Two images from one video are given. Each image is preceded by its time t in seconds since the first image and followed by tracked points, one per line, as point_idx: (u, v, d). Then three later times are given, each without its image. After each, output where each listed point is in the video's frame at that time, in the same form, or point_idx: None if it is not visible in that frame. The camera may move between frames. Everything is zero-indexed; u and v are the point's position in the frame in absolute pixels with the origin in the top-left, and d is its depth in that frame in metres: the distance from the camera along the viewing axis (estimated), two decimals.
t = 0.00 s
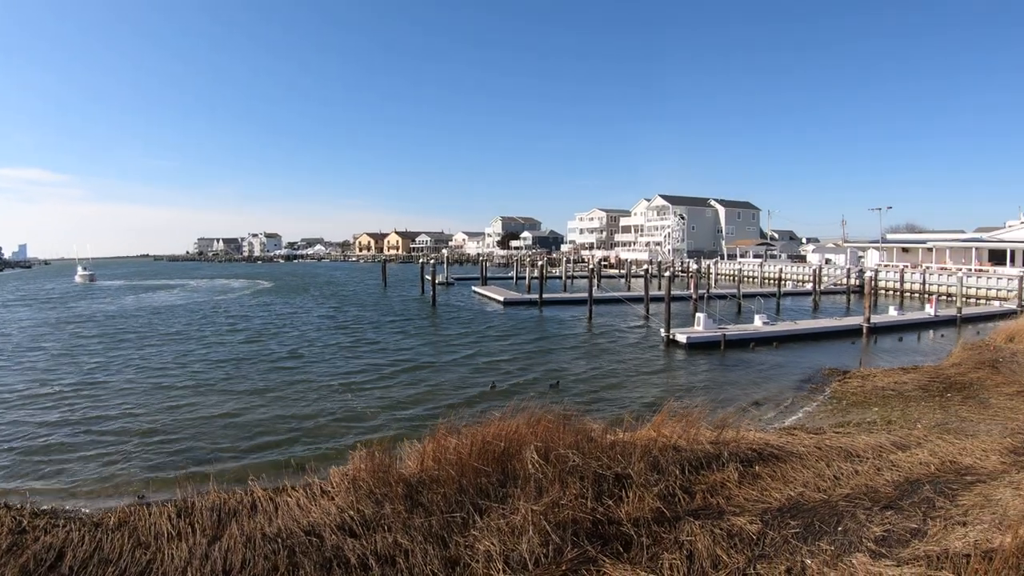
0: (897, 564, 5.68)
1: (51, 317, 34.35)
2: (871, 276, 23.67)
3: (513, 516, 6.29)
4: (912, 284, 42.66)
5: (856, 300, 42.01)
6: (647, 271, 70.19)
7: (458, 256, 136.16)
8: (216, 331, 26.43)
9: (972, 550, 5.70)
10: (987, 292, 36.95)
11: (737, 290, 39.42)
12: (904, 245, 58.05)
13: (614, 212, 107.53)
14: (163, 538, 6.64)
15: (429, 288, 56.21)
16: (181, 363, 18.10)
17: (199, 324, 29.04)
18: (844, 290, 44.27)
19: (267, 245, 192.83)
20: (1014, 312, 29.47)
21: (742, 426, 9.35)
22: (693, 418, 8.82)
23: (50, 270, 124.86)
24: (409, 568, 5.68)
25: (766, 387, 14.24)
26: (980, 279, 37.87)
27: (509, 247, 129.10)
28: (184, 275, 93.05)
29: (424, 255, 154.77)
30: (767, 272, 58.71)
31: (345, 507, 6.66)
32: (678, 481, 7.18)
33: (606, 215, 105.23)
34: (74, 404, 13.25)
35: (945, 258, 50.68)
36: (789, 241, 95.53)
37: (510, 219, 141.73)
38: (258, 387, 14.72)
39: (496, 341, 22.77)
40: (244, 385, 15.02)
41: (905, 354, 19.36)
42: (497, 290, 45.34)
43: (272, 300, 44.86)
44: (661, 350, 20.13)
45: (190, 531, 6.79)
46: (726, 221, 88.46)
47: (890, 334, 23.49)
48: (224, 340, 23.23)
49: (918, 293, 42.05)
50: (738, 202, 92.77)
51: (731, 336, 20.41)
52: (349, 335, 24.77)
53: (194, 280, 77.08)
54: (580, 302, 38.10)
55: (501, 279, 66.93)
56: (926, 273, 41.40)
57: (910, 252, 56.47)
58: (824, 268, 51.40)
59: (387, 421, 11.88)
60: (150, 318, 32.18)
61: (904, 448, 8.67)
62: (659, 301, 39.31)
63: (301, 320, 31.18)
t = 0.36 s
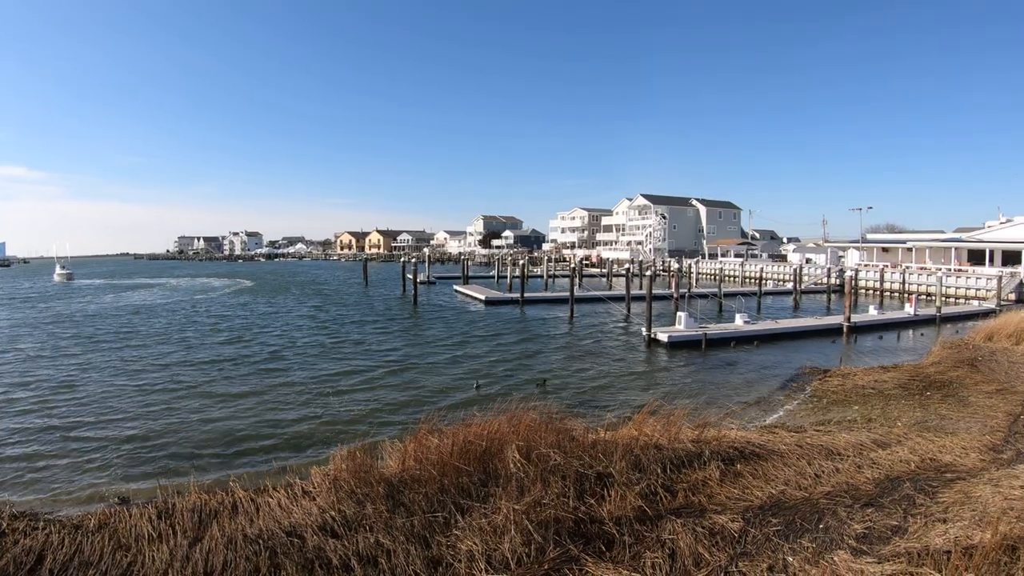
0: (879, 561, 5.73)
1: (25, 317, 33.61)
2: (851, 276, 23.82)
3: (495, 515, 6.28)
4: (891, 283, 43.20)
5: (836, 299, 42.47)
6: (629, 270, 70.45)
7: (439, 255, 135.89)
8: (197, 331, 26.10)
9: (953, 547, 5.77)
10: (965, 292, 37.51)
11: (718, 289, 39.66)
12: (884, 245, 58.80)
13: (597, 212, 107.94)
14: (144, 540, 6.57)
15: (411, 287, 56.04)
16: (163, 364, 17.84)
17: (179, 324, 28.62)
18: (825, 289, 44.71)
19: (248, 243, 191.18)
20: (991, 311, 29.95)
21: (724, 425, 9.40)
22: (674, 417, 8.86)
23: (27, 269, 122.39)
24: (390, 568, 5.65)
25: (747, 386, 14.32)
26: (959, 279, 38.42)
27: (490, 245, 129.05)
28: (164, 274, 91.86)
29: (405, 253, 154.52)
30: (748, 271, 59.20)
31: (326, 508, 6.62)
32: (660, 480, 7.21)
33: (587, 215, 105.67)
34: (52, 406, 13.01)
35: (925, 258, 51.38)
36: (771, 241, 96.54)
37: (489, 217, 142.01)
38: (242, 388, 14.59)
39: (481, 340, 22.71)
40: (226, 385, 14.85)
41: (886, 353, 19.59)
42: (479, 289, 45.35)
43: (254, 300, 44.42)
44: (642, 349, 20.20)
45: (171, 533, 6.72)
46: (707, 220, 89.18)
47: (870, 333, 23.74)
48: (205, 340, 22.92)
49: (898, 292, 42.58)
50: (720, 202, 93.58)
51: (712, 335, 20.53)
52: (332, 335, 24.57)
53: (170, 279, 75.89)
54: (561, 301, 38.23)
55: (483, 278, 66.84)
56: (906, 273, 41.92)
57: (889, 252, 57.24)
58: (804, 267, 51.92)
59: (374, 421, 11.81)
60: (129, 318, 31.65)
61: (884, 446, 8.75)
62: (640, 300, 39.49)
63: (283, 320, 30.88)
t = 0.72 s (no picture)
0: (860, 558, 5.78)
1: None
2: (831, 277, 23.72)
3: (478, 515, 6.27)
4: (872, 283, 43.75)
5: (817, 299, 42.94)
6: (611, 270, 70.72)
7: (421, 254, 135.49)
8: (178, 331, 25.76)
9: (933, 543, 5.84)
10: (945, 292, 38.03)
11: (700, 288, 39.90)
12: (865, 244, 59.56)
13: (578, 212, 108.32)
14: (125, 543, 6.49)
15: (393, 287, 55.85)
16: (143, 365, 17.59)
17: (159, 325, 28.21)
18: (806, 288, 45.16)
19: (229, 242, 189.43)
20: (969, 310, 30.40)
21: (705, 424, 9.45)
22: (656, 416, 8.90)
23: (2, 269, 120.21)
24: (372, 569, 5.63)
25: (729, 385, 14.40)
26: (938, 279, 38.94)
27: (472, 245, 128.91)
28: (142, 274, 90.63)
29: (387, 253, 154.03)
30: (728, 270, 59.72)
31: (308, 509, 6.58)
32: (642, 479, 7.24)
33: (569, 214, 106.04)
34: (29, 410, 12.75)
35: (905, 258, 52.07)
36: (754, 241, 97.40)
37: (471, 217, 141.93)
38: (225, 389, 14.43)
39: (466, 340, 22.65)
40: (209, 387, 14.68)
41: (866, 352, 19.81)
42: (461, 289, 45.37)
43: (234, 300, 43.92)
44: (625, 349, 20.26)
45: (152, 536, 6.64)
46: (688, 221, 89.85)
47: (851, 332, 24.00)
48: (185, 341, 22.62)
49: (878, 292, 43.14)
50: (703, 203, 94.34)
51: (694, 335, 20.65)
52: (316, 335, 24.36)
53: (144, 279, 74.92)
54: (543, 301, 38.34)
55: (465, 278, 66.72)
56: (887, 272, 42.42)
57: (870, 252, 58.01)
58: (785, 267, 52.36)
59: (359, 422, 11.74)
60: (108, 319, 31.16)
61: (865, 443, 8.85)
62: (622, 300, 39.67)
63: (265, 320, 30.58)
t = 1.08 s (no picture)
0: (847, 556, 5.83)
1: None
2: (817, 276, 23.95)
3: (466, 516, 6.27)
4: (858, 282, 44.12)
5: (803, 298, 43.26)
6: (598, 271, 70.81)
7: (408, 255, 135.19)
8: (163, 333, 25.50)
9: (920, 541, 5.90)
10: (930, 291, 38.43)
11: (686, 288, 40.09)
12: (851, 244, 60.03)
13: (566, 212, 108.54)
14: (111, 546, 6.43)
15: (380, 288, 55.74)
16: (128, 367, 17.38)
17: (143, 327, 27.89)
18: (792, 288, 45.48)
19: (215, 242, 188.29)
20: (953, 309, 30.75)
21: (693, 423, 9.48)
22: (643, 416, 8.93)
23: None
24: (359, 571, 5.61)
25: (717, 385, 14.45)
26: (923, 279, 39.35)
27: (460, 245, 128.78)
28: (126, 275, 89.71)
29: (374, 253, 153.77)
30: (715, 271, 60.03)
31: (295, 511, 6.55)
32: (629, 479, 7.26)
33: (556, 214, 106.28)
34: (10, 413, 12.56)
35: (891, 258, 52.56)
36: (741, 241, 98.06)
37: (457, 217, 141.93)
38: (212, 391, 14.30)
39: (454, 340, 22.60)
40: (196, 389, 14.55)
41: (853, 351, 19.98)
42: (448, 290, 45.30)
43: (219, 302, 43.54)
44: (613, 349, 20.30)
45: (138, 539, 6.59)
46: (675, 221, 90.27)
47: (838, 331, 24.18)
48: (169, 343, 22.37)
49: (863, 291, 43.52)
50: (691, 203, 94.83)
51: (680, 334, 20.72)
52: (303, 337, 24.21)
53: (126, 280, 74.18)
54: (530, 301, 38.39)
55: (452, 278, 66.57)
56: (872, 272, 42.81)
57: (856, 252, 58.46)
58: (771, 266, 52.73)
59: (349, 423, 11.68)
60: (91, 321, 30.75)
61: (851, 442, 8.92)
62: (609, 300, 39.79)
63: (251, 321, 30.35)
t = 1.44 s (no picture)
0: (840, 554, 5.86)
1: None
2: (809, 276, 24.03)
3: (458, 516, 6.27)
4: (849, 282, 44.30)
5: (794, 297, 43.42)
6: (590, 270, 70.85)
7: (400, 254, 134.95)
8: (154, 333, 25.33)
9: (912, 539, 5.94)
10: (921, 291, 38.62)
11: (677, 287, 40.17)
12: (843, 243, 60.28)
13: (558, 211, 108.63)
14: (103, 547, 6.40)
15: (372, 288, 55.66)
16: (120, 368, 17.28)
17: (134, 327, 27.71)
18: (783, 287, 45.63)
19: (206, 242, 187.41)
20: (943, 308, 30.95)
21: (685, 422, 9.51)
22: (636, 415, 8.94)
23: None
24: (352, 571, 5.61)
25: (710, 384, 14.48)
26: (915, 278, 39.57)
27: (452, 245, 128.69)
28: (115, 275, 89.10)
29: (366, 253, 153.44)
30: (707, 270, 60.19)
31: (287, 511, 6.54)
32: (622, 478, 7.28)
33: (548, 213, 106.33)
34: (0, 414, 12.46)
35: (882, 258, 52.82)
36: (734, 241, 98.45)
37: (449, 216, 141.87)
38: (204, 391, 14.25)
39: (447, 340, 22.60)
40: (188, 389, 14.50)
41: (845, 350, 20.06)
42: (440, 289, 45.26)
43: (210, 301, 43.34)
44: (605, 348, 20.33)
45: (130, 540, 6.57)
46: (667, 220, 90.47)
47: (829, 331, 24.29)
48: (160, 343, 22.24)
49: (855, 291, 43.72)
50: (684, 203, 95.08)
51: (672, 333, 20.76)
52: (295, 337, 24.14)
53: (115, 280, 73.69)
54: (522, 300, 38.43)
55: (444, 278, 66.51)
56: (864, 271, 43.04)
57: (847, 251, 58.70)
58: (763, 266, 52.93)
59: (343, 423, 11.68)
60: (81, 321, 30.53)
61: (842, 441, 8.96)
62: (601, 299, 39.87)
63: (243, 321, 30.25)
